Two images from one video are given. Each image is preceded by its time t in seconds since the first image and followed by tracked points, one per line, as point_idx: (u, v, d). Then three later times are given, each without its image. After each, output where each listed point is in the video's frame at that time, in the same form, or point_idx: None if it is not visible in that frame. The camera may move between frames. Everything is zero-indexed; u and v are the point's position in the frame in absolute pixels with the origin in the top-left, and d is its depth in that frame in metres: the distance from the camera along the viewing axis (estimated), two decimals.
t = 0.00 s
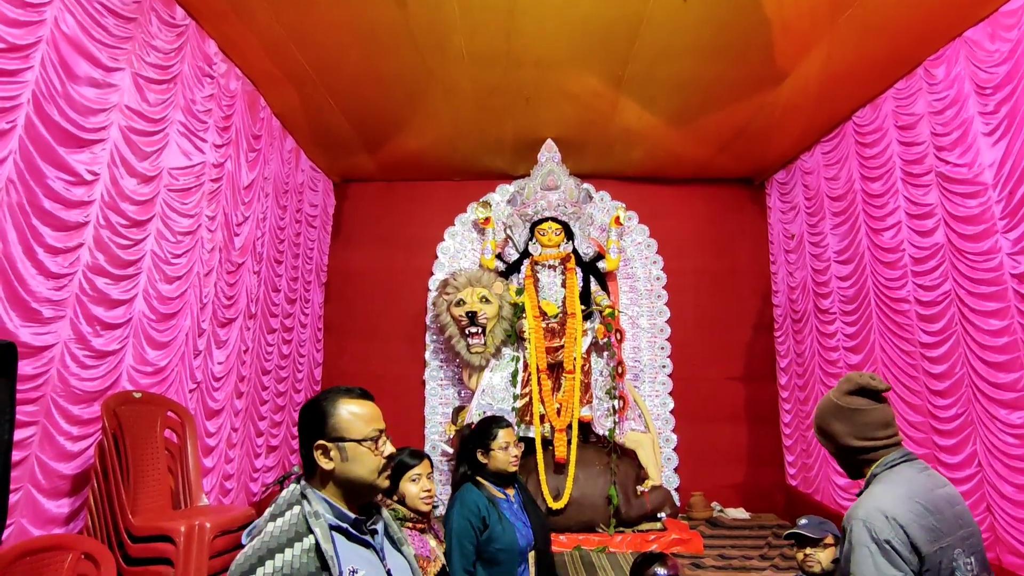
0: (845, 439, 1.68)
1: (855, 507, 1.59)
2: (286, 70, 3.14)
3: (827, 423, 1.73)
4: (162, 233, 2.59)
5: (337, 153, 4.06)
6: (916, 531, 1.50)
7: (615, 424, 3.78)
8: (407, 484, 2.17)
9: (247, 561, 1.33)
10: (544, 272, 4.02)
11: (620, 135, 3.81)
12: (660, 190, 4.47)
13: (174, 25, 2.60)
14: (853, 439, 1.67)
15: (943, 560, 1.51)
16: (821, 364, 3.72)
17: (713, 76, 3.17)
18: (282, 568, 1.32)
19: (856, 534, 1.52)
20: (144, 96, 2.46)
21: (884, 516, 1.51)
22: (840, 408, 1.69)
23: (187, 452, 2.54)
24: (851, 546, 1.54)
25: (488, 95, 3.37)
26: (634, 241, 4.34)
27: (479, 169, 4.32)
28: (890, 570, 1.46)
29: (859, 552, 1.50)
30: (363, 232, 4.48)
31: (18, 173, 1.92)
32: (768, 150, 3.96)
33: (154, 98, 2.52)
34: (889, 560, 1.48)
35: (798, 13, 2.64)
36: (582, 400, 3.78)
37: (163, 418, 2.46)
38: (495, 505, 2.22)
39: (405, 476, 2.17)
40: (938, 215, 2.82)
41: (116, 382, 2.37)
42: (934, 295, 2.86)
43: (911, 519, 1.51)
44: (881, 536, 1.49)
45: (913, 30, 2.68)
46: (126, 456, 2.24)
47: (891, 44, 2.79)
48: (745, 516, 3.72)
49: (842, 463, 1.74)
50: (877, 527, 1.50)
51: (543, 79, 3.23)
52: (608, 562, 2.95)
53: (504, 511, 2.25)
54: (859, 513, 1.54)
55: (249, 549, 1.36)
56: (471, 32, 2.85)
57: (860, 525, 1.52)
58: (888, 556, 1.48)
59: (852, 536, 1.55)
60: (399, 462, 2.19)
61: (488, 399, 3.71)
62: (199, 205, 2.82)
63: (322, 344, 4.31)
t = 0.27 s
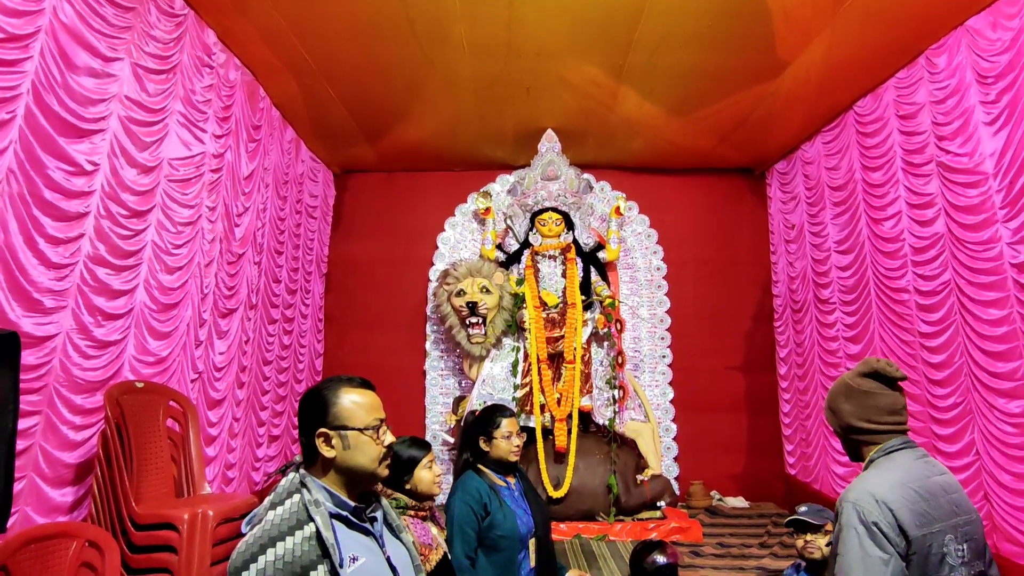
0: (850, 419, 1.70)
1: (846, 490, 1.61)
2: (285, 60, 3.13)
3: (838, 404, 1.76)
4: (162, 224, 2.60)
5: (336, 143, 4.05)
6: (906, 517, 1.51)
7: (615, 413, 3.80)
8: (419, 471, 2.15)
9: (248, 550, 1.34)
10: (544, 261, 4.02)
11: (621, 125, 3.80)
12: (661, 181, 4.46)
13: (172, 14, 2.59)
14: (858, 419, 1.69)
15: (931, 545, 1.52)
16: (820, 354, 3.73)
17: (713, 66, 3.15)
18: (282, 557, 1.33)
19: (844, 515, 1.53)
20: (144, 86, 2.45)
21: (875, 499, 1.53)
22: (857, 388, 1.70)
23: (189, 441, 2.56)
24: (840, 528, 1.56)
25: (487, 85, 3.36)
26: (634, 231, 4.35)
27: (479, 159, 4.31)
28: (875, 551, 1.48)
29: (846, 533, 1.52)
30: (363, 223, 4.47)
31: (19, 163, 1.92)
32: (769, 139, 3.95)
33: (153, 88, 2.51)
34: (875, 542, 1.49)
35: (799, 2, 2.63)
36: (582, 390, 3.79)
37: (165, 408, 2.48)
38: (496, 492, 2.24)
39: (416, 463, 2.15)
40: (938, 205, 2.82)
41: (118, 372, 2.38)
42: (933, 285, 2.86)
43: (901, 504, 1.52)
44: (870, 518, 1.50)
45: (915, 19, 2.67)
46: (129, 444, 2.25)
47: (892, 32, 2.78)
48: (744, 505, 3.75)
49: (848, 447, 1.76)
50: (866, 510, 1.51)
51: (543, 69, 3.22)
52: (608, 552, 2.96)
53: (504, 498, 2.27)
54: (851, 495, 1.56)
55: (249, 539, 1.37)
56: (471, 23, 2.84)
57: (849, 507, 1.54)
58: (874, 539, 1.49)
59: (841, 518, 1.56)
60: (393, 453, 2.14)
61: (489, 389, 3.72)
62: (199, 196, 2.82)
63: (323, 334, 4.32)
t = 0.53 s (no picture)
0: (852, 405, 1.71)
1: (842, 477, 1.62)
2: (285, 49, 3.11)
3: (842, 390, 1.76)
4: (163, 213, 2.60)
5: (337, 133, 4.04)
6: (901, 505, 1.52)
7: (615, 402, 3.80)
8: (428, 458, 2.17)
9: (254, 535, 1.33)
10: (545, 251, 4.03)
11: (622, 114, 3.79)
12: (662, 170, 4.45)
13: (171, 3, 2.58)
14: (860, 405, 1.69)
15: (925, 532, 1.53)
16: (820, 343, 3.74)
17: (714, 55, 3.14)
18: (287, 542, 1.32)
19: (839, 501, 1.55)
20: (143, 75, 2.45)
21: (870, 485, 1.54)
22: (862, 374, 1.71)
23: (192, 429, 2.57)
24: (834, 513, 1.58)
25: (488, 74, 3.35)
26: (634, 221, 4.35)
27: (479, 149, 4.30)
28: (867, 537, 1.49)
29: (840, 518, 1.54)
30: (363, 213, 4.47)
31: (19, 153, 1.92)
32: (770, 129, 3.94)
33: (153, 77, 2.51)
34: (867, 527, 1.50)
35: None
36: (582, 379, 3.81)
37: (168, 397, 2.49)
38: (496, 481, 2.26)
39: (425, 449, 2.17)
40: (939, 194, 2.82)
41: (121, 360, 2.39)
42: (933, 274, 2.87)
43: (895, 491, 1.53)
44: (864, 504, 1.52)
45: (917, 7, 2.65)
46: (133, 432, 2.26)
47: (894, 21, 2.77)
48: (743, 493, 3.77)
49: (847, 433, 1.77)
50: (860, 496, 1.53)
51: (544, 58, 3.21)
52: (608, 539, 2.98)
53: (504, 486, 2.29)
54: (847, 482, 1.57)
55: (255, 523, 1.36)
56: (472, 12, 2.83)
57: (844, 493, 1.55)
58: (867, 526, 1.50)
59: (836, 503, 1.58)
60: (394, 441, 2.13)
61: (489, 377, 3.72)
62: (200, 185, 2.82)
63: (325, 324, 4.33)
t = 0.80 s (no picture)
0: (848, 391, 1.71)
1: (837, 463, 1.63)
2: (285, 36, 3.10)
3: (837, 376, 1.77)
4: (164, 201, 2.60)
5: (337, 120, 4.03)
6: (896, 489, 1.53)
7: (616, 390, 3.78)
8: (428, 444, 2.19)
9: (263, 516, 1.33)
10: (546, 239, 4.03)
11: (623, 101, 3.77)
12: (663, 158, 4.44)
13: None
14: (857, 391, 1.69)
15: (919, 516, 1.54)
16: (820, 331, 3.75)
17: (716, 41, 3.12)
18: (297, 522, 1.32)
19: (833, 486, 1.56)
20: (143, 62, 2.44)
21: (864, 471, 1.55)
22: (856, 360, 1.71)
23: (195, 416, 2.59)
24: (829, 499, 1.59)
25: (488, 61, 3.34)
26: (635, 209, 4.34)
27: (480, 136, 4.29)
28: (862, 522, 1.50)
29: (835, 504, 1.55)
30: (364, 201, 4.47)
31: (20, 140, 1.92)
32: (772, 116, 3.92)
33: (152, 64, 2.50)
34: (862, 512, 1.51)
35: None
36: (583, 366, 3.82)
37: (170, 383, 2.50)
38: (496, 468, 2.27)
39: (425, 435, 2.18)
40: (941, 181, 2.81)
41: (124, 348, 2.40)
42: (934, 261, 2.87)
43: (889, 475, 1.54)
44: (858, 489, 1.53)
45: None
46: (137, 418, 2.28)
47: (897, 6, 2.74)
48: (742, 480, 3.80)
49: (842, 420, 1.77)
50: (854, 481, 1.54)
51: (545, 45, 3.19)
52: (608, 525, 3.00)
53: (504, 473, 2.29)
54: (841, 468, 1.58)
55: (264, 504, 1.36)
56: None
57: (838, 478, 1.56)
58: (861, 510, 1.51)
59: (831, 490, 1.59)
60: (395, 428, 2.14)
61: (491, 364, 3.72)
62: (200, 173, 2.81)
63: (326, 312, 4.35)
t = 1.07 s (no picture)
0: (849, 376, 1.69)
1: (838, 449, 1.63)
2: (286, 23, 3.08)
3: (835, 360, 1.74)
4: (166, 188, 2.60)
5: (338, 108, 4.02)
6: (897, 472, 1.54)
7: (617, 376, 3.85)
8: (428, 428, 2.20)
9: (271, 495, 1.36)
10: (547, 227, 4.04)
11: (625, 88, 3.75)
12: (665, 146, 4.42)
13: None
14: (858, 375, 1.68)
15: (921, 499, 1.55)
16: (821, 318, 3.75)
17: (719, 27, 3.11)
18: (303, 501, 1.35)
19: (837, 472, 1.55)
20: (142, 48, 2.43)
21: (867, 456, 1.55)
22: (855, 344, 1.69)
23: (199, 401, 2.61)
24: (832, 484, 1.58)
25: (489, 48, 3.32)
26: (637, 196, 4.34)
27: (481, 124, 4.28)
28: (867, 506, 1.49)
29: (839, 489, 1.54)
30: (365, 189, 4.46)
31: (21, 126, 1.91)
32: (775, 103, 3.90)
33: (152, 50, 2.49)
34: (867, 497, 1.51)
35: None
36: (585, 353, 3.84)
37: (174, 369, 2.52)
38: (498, 452, 2.29)
39: (425, 420, 2.19)
40: (944, 167, 2.80)
41: (127, 334, 2.41)
42: (937, 248, 2.86)
43: (891, 459, 1.55)
44: (862, 474, 1.52)
45: None
46: (141, 403, 2.30)
47: None
48: (743, 466, 3.82)
49: (837, 403, 1.76)
50: (857, 466, 1.53)
51: (547, 31, 3.17)
52: (608, 509, 3.02)
53: (507, 457, 2.31)
54: (844, 453, 1.58)
55: (271, 485, 1.39)
56: None
57: (842, 464, 1.56)
58: (866, 495, 1.51)
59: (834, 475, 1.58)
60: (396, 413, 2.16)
61: (493, 351, 3.74)
62: (201, 160, 2.81)
63: (328, 300, 4.36)
